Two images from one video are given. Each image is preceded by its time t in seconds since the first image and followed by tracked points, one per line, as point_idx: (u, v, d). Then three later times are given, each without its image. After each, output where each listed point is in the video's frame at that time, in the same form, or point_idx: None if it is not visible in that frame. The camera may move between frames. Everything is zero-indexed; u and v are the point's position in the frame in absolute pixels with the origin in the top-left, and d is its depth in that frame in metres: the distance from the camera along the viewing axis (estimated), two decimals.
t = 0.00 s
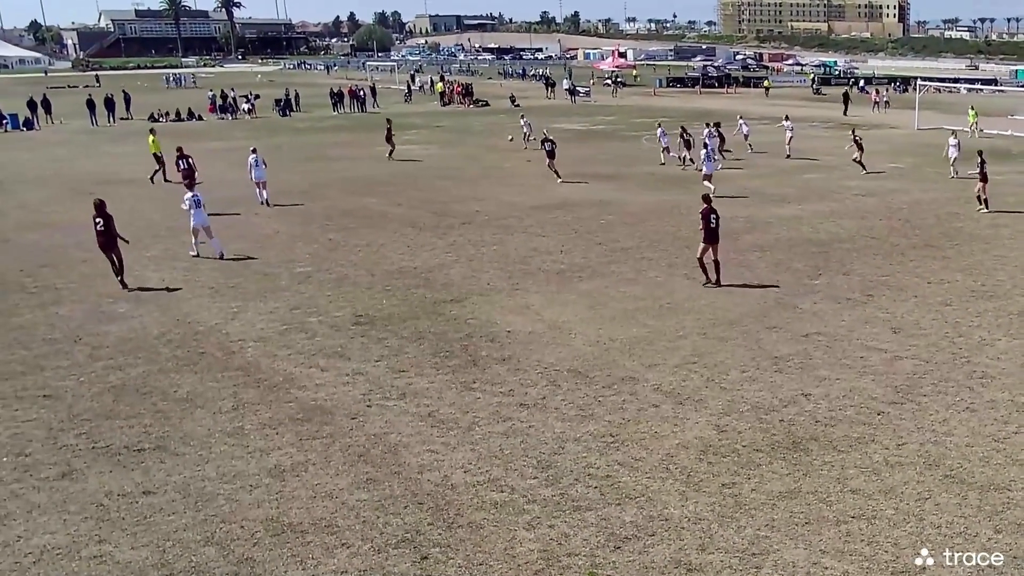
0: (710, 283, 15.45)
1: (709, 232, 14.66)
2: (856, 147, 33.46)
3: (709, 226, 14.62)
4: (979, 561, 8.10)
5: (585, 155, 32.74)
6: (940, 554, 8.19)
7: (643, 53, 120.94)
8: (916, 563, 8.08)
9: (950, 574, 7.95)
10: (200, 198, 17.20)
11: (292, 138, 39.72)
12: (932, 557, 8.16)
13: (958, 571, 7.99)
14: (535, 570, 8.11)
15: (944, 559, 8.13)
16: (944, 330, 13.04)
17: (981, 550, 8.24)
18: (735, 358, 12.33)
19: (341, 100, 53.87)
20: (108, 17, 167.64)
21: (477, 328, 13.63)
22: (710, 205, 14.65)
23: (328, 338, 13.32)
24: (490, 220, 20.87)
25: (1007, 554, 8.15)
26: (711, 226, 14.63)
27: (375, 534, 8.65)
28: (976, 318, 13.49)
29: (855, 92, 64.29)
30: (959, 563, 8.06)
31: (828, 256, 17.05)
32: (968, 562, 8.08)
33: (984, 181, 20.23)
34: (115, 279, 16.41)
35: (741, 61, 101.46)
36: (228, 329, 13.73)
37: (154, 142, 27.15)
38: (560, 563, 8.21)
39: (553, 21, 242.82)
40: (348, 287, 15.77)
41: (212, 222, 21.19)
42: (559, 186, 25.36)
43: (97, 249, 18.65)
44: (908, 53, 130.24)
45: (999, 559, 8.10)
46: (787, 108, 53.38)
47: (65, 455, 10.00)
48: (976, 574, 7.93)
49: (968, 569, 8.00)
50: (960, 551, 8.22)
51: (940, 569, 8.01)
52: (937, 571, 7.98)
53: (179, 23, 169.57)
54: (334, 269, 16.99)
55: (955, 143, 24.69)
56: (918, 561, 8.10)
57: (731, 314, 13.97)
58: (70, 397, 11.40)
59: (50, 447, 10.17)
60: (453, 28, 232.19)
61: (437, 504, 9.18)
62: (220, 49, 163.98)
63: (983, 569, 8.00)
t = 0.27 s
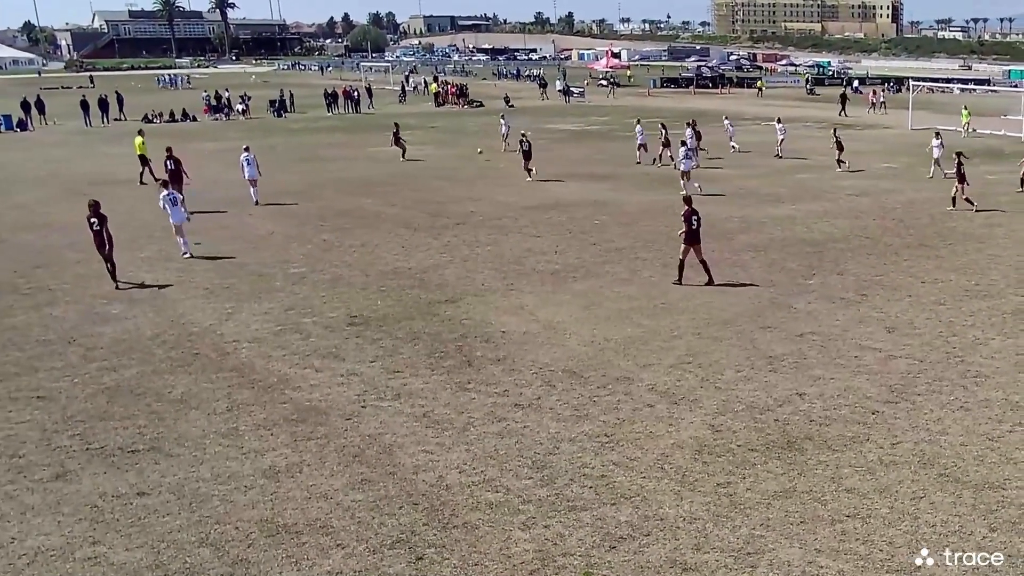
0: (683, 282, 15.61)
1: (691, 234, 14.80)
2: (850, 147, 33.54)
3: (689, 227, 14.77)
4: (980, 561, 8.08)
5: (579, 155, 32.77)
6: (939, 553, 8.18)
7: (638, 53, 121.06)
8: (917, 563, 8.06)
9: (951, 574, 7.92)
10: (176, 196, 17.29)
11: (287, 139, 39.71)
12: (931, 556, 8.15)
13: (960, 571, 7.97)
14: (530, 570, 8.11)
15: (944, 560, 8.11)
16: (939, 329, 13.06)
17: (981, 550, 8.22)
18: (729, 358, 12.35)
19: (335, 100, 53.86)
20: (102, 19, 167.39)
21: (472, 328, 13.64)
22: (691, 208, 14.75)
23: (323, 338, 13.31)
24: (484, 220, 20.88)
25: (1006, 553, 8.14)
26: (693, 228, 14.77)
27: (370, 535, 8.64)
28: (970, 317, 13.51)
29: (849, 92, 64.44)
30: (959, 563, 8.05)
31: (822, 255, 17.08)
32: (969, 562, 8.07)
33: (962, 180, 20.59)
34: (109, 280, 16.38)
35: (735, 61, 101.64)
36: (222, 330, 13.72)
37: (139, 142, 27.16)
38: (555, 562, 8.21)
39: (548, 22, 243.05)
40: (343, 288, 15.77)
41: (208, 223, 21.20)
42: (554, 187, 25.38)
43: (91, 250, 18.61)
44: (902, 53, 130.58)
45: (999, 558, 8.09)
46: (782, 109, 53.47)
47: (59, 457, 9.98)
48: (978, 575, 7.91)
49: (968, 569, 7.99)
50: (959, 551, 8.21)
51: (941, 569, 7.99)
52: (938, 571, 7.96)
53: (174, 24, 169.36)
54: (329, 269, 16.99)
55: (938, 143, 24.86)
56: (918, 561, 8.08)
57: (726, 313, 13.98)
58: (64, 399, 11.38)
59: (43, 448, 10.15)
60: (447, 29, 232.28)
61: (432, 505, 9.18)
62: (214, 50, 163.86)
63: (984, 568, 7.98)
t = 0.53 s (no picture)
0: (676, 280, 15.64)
1: (673, 232, 14.72)
2: (844, 147, 33.60)
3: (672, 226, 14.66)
4: (980, 561, 8.08)
5: (574, 155, 32.77)
6: (938, 554, 8.18)
7: (632, 54, 121.18)
8: (916, 563, 8.07)
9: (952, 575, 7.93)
10: (151, 196, 17.42)
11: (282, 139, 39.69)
12: (931, 557, 8.15)
13: (961, 571, 7.97)
14: (525, 570, 8.11)
15: (944, 560, 8.11)
16: (932, 329, 13.08)
17: (981, 550, 8.23)
18: (724, 358, 12.36)
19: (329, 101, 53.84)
20: (96, 19, 167.18)
21: (466, 329, 13.63)
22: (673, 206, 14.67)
23: (318, 339, 13.29)
24: (479, 221, 20.87)
25: (1005, 554, 8.14)
26: (676, 226, 14.67)
27: (365, 535, 8.64)
28: (963, 317, 13.54)
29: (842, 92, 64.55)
30: (959, 563, 8.06)
31: (816, 255, 17.11)
32: (970, 562, 8.07)
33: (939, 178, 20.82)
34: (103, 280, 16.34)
35: (729, 61, 101.76)
36: (217, 330, 13.70)
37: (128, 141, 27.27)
38: (550, 563, 8.21)
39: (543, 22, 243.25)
40: (337, 288, 15.75)
41: (203, 223, 21.19)
42: (549, 187, 25.37)
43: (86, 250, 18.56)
44: (896, 53, 130.82)
45: (999, 558, 8.09)
46: (776, 108, 53.51)
47: (53, 458, 9.96)
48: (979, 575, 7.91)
49: (968, 569, 7.99)
50: (959, 551, 8.21)
51: (940, 570, 7.99)
52: (938, 571, 7.97)
53: (169, 24, 169.21)
54: (323, 270, 16.98)
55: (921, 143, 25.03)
56: (919, 561, 8.09)
57: (720, 313, 13.99)
58: (57, 399, 11.36)
59: (37, 449, 10.13)
60: (442, 29, 232.38)
61: (427, 505, 9.17)
62: (209, 51, 163.72)
63: (983, 568, 7.98)
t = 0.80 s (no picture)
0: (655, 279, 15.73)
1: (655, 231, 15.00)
2: (838, 146, 33.67)
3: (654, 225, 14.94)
4: (979, 561, 8.08)
5: (568, 155, 32.78)
6: (938, 554, 8.17)
7: (625, 53, 121.26)
8: (915, 563, 8.06)
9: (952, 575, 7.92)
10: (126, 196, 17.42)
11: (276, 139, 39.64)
12: (930, 557, 8.15)
13: (960, 571, 7.97)
14: (519, 569, 8.11)
15: (944, 560, 8.11)
16: (926, 328, 13.11)
17: (981, 550, 8.22)
18: (717, 357, 12.37)
19: (323, 100, 53.81)
20: (89, 19, 166.65)
21: (460, 328, 13.63)
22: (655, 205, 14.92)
23: (311, 339, 13.28)
24: (473, 220, 20.87)
25: (1006, 554, 8.13)
26: (657, 226, 14.96)
27: (359, 536, 8.63)
28: (957, 316, 13.58)
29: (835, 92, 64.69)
30: (959, 563, 8.05)
31: (810, 254, 17.14)
32: (970, 562, 8.06)
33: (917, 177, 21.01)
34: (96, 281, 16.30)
35: (722, 61, 101.88)
36: (210, 330, 13.68)
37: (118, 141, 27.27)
38: (544, 562, 8.22)
39: (536, 22, 243.33)
40: (331, 288, 15.74)
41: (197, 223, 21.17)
42: (543, 186, 25.37)
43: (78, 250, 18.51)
44: (889, 53, 131.12)
45: (999, 559, 8.07)
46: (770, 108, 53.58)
47: (46, 459, 9.94)
48: (978, 574, 7.91)
49: (968, 569, 7.98)
50: (959, 551, 8.20)
51: (938, 569, 7.99)
52: (937, 571, 7.96)
53: (162, 24, 168.92)
54: (317, 270, 16.97)
55: (901, 140, 25.16)
56: (918, 562, 8.08)
57: (713, 313, 14.02)
58: (50, 400, 11.33)
59: (30, 450, 10.11)
60: (436, 29, 232.30)
61: (421, 505, 9.17)
62: (203, 51, 163.45)
63: (982, 568, 7.98)
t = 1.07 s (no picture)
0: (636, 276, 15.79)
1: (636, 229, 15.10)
2: (830, 146, 33.76)
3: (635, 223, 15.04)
4: (979, 560, 8.07)
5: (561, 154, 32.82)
6: (938, 553, 8.17)
7: (618, 53, 121.39)
8: (916, 563, 8.06)
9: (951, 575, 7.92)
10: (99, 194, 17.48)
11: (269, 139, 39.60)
12: (930, 557, 8.14)
13: (960, 571, 7.96)
14: (513, 568, 8.13)
15: (944, 560, 8.10)
16: (917, 326, 13.17)
17: (981, 550, 8.21)
18: (710, 356, 12.41)
19: (315, 100, 53.77)
20: (81, 20, 166.25)
21: (454, 328, 13.64)
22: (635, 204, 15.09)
23: (305, 338, 13.29)
24: (466, 220, 20.89)
25: (1006, 554, 8.12)
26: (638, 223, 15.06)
27: (353, 535, 8.64)
28: (948, 314, 13.64)
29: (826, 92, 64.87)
30: (958, 563, 8.05)
31: (802, 253, 17.19)
32: (970, 562, 8.06)
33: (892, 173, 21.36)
34: (89, 281, 16.29)
35: (714, 61, 102.02)
36: (203, 330, 13.68)
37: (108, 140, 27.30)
38: (538, 561, 8.24)
39: (529, 22, 243.55)
40: (324, 288, 15.75)
41: (191, 223, 21.16)
42: (537, 186, 25.40)
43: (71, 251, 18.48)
44: (881, 53, 131.50)
45: (999, 558, 8.07)
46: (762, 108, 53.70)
47: (39, 459, 9.93)
48: (977, 574, 7.90)
49: (968, 569, 7.98)
50: (959, 551, 8.19)
51: (938, 569, 7.98)
52: (937, 571, 7.96)
53: (154, 24, 168.46)
54: (310, 269, 16.97)
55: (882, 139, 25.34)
56: (918, 562, 8.06)
57: (706, 312, 14.06)
58: (43, 401, 11.32)
59: (23, 451, 10.10)
60: (429, 30, 232.31)
61: (415, 504, 9.19)
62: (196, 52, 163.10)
63: (982, 568, 7.97)
